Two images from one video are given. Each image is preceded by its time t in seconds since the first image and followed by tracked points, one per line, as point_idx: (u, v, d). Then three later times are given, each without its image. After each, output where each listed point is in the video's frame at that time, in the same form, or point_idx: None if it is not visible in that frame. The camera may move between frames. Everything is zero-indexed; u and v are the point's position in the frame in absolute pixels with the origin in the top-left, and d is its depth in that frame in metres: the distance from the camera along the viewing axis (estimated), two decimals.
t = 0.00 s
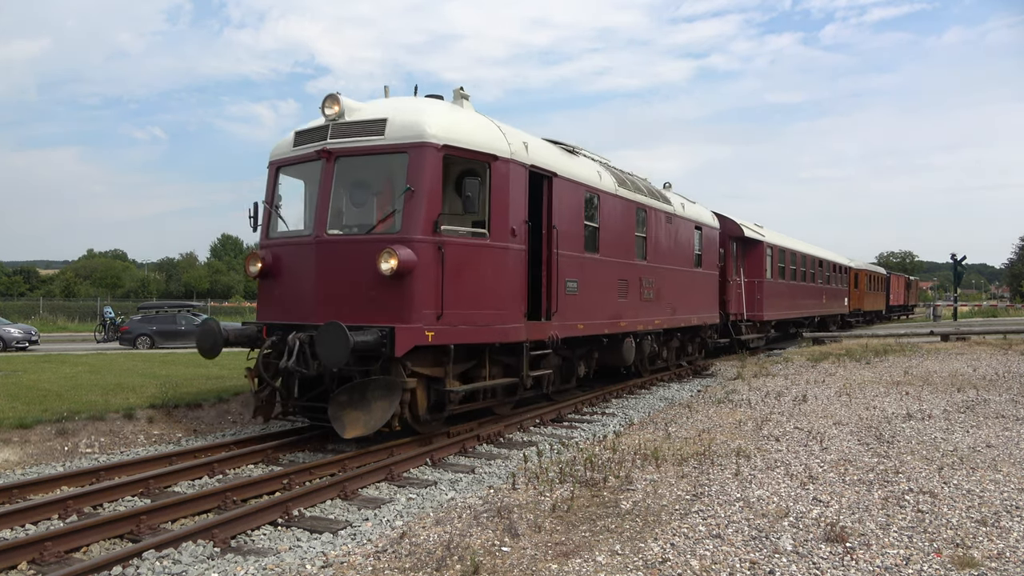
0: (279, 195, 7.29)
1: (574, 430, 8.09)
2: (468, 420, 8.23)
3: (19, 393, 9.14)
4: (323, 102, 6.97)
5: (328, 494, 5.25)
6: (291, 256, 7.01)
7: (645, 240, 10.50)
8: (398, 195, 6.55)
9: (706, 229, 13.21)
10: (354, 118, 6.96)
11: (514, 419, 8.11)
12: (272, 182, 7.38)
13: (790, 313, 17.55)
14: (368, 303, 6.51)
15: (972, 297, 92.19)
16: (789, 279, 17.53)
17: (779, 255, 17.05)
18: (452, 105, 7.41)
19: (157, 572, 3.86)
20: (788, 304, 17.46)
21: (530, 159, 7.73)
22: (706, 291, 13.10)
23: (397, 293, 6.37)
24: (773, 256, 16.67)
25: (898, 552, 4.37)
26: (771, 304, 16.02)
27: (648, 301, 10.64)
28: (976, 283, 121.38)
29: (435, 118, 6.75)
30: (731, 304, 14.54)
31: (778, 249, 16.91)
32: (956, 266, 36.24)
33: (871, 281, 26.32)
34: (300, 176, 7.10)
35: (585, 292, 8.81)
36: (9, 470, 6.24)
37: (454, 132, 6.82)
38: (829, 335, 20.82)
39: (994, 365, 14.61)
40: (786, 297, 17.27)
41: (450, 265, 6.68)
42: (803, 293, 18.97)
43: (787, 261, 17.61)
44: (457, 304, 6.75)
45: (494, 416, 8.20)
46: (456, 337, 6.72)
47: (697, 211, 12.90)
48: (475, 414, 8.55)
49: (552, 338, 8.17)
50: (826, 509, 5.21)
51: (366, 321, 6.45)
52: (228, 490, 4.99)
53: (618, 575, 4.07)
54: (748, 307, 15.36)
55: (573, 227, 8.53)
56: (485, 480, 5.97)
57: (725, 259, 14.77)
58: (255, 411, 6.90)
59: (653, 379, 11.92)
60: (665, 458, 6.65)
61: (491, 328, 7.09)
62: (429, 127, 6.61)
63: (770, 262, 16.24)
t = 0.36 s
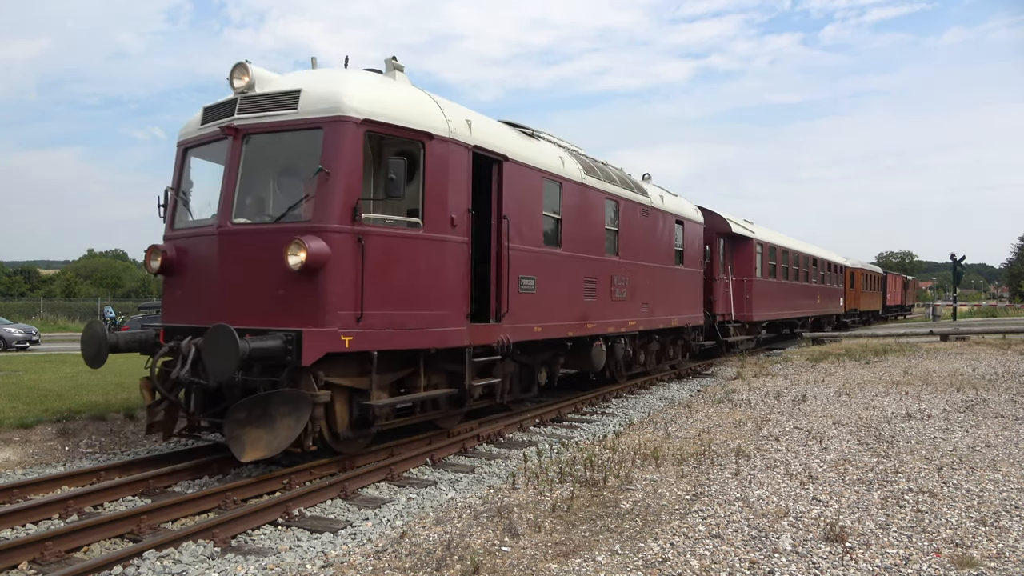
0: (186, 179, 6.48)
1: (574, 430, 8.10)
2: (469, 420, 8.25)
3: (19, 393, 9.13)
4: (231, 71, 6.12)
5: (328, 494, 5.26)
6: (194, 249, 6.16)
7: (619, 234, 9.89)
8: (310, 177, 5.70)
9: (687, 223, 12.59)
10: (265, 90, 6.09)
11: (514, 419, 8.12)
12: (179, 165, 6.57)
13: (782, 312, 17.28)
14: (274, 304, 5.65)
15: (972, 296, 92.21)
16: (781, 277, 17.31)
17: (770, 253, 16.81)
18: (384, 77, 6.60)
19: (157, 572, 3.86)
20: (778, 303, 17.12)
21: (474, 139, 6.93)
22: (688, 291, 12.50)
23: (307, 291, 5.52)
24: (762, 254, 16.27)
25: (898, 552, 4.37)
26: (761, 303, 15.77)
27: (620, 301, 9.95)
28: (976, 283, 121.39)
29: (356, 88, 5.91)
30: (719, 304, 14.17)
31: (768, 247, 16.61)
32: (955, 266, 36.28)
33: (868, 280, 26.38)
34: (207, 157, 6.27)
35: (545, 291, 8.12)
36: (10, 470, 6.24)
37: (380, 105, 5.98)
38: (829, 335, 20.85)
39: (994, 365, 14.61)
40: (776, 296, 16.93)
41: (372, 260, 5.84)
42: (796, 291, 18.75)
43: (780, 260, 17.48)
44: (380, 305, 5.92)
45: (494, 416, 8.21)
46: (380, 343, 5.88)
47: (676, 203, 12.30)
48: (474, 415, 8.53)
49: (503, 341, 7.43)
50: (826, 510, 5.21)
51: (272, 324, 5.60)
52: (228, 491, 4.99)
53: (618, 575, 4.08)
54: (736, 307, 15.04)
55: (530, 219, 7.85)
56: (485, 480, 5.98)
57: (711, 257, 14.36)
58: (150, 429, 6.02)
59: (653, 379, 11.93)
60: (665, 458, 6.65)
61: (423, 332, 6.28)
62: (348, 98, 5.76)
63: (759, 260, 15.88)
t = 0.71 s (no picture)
0: (64, 160, 5.55)
1: (574, 430, 8.10)
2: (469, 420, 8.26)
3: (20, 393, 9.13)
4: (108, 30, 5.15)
5: (328, 494, 5.26)
6: (67, 241, 5.23)
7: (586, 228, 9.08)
8: (190, 153, 4.75)
9: (667, 218, 11.79)
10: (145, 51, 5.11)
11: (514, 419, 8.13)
12: (58, 144, 5.66)
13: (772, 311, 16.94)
14: (147, 306, 4.70)
15: (972, 297, 92.21)
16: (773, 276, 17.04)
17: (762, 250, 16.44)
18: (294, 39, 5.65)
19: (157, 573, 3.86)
20: (768, 302, 16.67)
21: (401, 113, 5.97)
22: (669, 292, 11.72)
23: (182, 289, 4.57)
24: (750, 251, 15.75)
25: (898, 552, 4.37)
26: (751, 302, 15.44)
27: (587, 302, 9.08)
28: (976, 283, 121.39)
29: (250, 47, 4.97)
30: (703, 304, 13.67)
31: (758, 244, 16.19)
32: (955, 266, 36.34)
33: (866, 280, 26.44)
34: (82, 132, 5.34)
35: (493, 289, 7.22)
36: (12, 467, 6.12)
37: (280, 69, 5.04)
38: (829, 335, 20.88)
39: (994, 365, 14.61)
40: (766, 295, 16.48)
41: (267, 252, 4.87)
42: (789, 290, 18.46)
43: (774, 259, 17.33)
44: (277, 306, 4.93)
45: (494, 417, 8.22)
46: (277, 353, 4.89)
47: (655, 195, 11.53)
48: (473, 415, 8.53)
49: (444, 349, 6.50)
50: (826, 509, 5.22)
51: (143, 330, 4.65)
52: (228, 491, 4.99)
53: (618, 575, 4.07)
54: (723, 308, 14.59)
55: (476, 209, 6.94)
56: (485, 480, 5.98)
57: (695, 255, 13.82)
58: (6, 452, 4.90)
59: (653, 380, 11.95)
60: (665, 458, 6.66)
61: (336, 339, 5.30)
62: (238, 60, 4.83)
63: (747, 257, 15.40)
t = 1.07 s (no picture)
0: None
1: (574, 429, 8.10)
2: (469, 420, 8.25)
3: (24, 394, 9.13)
4: None
5: (328, 494, 5.26)
6: None
7: (547, 219, 8.14)
8: (13, 119, 3.79)
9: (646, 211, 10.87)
10: None
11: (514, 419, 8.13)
12: None
13: (762, 311, 16.37)
14: None
15: (970, 297, 92.21)
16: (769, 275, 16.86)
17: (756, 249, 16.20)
18: None
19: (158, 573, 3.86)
20: (758, 302, 16.01)
21: (301, 78, 4.99)
22: (645, 291, 10.77)
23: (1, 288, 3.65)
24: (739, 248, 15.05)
25: (898, 552, 4.37)
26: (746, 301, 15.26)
27: (547, 302, 8.12)
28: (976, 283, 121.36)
29: (149, 4, 4.21)
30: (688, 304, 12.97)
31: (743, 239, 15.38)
32: (955, 265, 36.36)
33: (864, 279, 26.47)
34: None
35: (425, 288, 6.19)
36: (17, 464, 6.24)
37: (136, 18, 4.08)
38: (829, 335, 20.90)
39: (994, 365, 14.61)
40: (756, 294, 15.85)
41: (114, 241, 3.93)
42: (782, 290, 17.99)
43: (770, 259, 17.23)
44: (125, 308, 3.97)
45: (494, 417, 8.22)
46: (127, 365, 3.96)
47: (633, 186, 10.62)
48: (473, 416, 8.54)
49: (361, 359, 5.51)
50: (826, 510, 5.22)
51: None
52: (228, 490, 4.99)
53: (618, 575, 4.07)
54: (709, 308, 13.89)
55: (404, 194, 5.93)
56: (485, 480, 5.97)
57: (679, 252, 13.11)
58: None
59: (654, 380, 11.95)
60: (665, 458, 6.65)
61: (207, 348, 4.34)
62: (74, 3, 3.85)
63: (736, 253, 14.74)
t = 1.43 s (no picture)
0: None
1: (574, 429, 8.10)
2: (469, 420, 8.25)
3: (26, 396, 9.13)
4: None
5: (328, 494, 5.26)
6: None
7: (495, 210, 7.26)
8: None
9: (614, 203, 10.01)
10: None
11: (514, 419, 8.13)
12: None
13: (750, 310, 15.83)
14: None
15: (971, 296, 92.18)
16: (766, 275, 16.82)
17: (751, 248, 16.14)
18: None
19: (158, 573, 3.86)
20: (745, 301, 15.45)
21: (155, 30, 4.06)
22: (612, 291, 9.88)
23: None
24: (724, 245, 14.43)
25: (898, 552, 4.37)
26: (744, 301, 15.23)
27: (492, 302, 7.20)
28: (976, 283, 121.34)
29: None
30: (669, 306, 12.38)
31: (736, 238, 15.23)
32: (955, 265, 36.36)
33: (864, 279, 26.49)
34: None
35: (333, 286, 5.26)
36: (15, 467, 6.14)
37: None
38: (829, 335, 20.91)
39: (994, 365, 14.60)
40: (742, 292, 15.28)
41: None
42: (773, 288, 17.52)
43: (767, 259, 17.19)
44: None
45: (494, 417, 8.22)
46: None
47: (601, 176, 9.75)
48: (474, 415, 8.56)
49: (241, 372, 4.58)
50: (826, 509, 5.21)
51: None
52: (228, 490, 4.99)
53: (618, 575, 4.07)
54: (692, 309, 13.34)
55: (304, 174, 4.99)
56: (485, 480, 5.98)
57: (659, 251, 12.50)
58: None
59: (654, 380, 11.95)
60: (665, 458, 6.66)
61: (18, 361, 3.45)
62: None
63: (720, 249, 14.12)
